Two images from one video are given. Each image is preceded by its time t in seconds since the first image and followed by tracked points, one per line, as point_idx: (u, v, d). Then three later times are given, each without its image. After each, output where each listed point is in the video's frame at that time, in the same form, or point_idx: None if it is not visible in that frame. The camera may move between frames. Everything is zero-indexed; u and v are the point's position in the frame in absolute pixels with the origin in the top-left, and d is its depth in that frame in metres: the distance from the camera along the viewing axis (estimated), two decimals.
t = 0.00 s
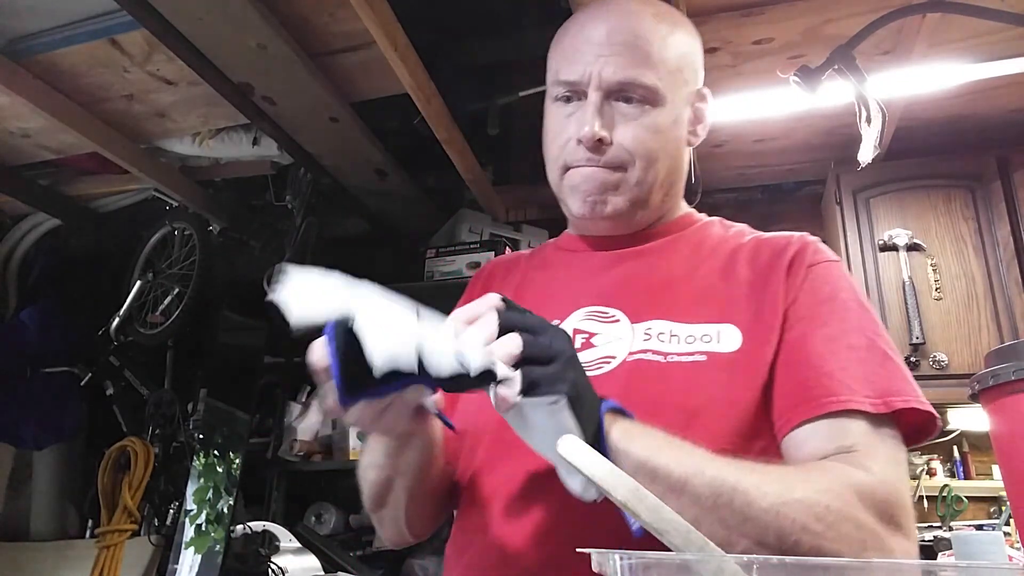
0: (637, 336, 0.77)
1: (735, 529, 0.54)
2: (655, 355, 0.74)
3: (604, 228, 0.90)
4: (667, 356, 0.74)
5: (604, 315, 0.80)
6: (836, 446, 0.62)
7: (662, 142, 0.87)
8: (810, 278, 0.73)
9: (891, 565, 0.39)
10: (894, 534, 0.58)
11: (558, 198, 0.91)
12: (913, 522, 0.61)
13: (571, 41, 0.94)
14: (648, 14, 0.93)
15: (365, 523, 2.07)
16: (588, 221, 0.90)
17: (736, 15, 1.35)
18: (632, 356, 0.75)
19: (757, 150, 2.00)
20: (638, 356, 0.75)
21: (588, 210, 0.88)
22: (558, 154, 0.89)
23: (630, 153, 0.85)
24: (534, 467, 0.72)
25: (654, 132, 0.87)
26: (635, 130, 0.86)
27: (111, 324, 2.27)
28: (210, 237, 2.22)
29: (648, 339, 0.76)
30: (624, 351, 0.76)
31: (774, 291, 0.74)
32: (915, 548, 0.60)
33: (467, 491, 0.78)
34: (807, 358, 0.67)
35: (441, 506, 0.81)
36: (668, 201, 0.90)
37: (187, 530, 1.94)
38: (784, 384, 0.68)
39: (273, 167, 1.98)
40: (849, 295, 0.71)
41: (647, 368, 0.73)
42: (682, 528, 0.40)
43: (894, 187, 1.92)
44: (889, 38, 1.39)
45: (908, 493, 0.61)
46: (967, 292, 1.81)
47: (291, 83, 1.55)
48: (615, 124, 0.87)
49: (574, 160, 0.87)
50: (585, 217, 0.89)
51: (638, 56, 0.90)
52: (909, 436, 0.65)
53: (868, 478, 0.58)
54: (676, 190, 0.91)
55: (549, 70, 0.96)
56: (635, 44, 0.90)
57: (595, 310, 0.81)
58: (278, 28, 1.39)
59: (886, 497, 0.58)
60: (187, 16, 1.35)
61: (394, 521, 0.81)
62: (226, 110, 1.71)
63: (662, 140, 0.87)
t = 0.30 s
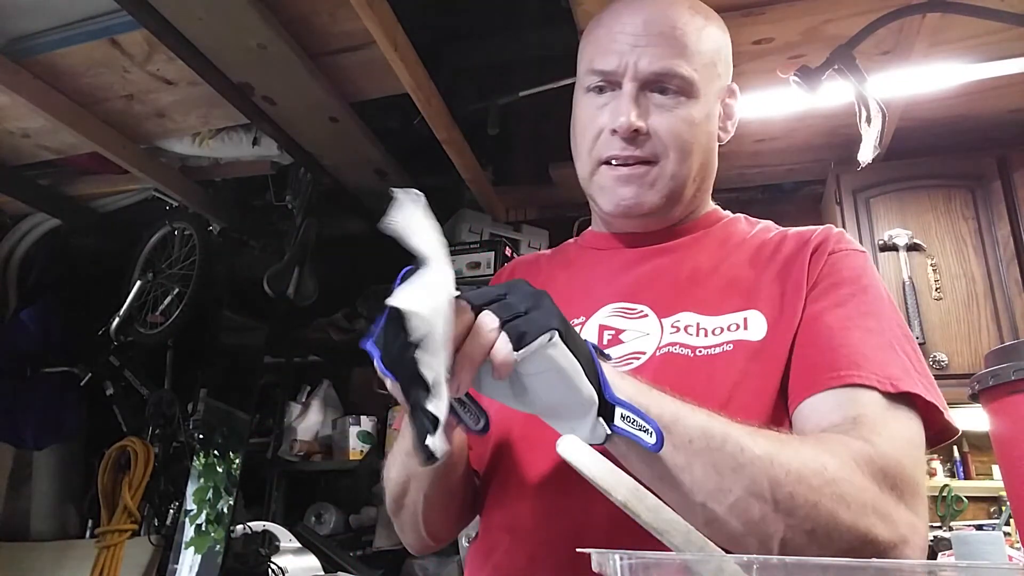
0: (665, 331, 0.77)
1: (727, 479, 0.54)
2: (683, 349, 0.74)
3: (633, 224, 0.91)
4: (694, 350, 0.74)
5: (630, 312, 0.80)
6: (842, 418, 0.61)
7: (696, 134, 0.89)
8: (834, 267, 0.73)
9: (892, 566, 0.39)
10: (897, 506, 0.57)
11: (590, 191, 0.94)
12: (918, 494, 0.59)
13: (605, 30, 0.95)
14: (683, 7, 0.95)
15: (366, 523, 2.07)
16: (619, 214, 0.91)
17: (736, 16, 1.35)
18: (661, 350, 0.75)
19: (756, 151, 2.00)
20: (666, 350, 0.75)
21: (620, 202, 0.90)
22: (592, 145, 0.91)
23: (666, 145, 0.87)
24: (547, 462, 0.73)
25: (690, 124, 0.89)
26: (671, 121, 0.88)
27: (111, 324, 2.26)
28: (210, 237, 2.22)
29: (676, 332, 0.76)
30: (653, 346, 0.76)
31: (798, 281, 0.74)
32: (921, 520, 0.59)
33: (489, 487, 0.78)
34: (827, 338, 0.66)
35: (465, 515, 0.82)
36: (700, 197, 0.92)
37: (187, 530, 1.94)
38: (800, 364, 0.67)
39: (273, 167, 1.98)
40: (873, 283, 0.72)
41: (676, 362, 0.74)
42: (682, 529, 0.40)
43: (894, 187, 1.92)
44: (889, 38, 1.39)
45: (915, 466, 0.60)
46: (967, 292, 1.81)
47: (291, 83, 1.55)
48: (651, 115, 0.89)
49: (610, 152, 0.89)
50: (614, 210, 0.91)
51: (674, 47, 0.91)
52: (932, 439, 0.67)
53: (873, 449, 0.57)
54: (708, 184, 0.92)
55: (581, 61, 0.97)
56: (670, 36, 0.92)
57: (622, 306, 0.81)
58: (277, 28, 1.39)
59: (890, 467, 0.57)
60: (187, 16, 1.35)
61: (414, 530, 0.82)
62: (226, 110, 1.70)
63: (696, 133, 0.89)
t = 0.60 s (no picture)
0: (667, 324, 0.77)
1: (742, 459, 0.54)
2: (686, 339, 0.74)
3: (641, 230, 0.91)
4: (697, 340, 0.74)
5: (632, 309, 0.80)
6: (843, 389, 0.61)
7: (701, 144, 0.93)
8: (825, 255, 0.74)
9: (892, 567, 0.40)
10: (906, 470, 0.57)
11: (600, 201, 0.95)
12: (927, 460, 0.59)
13: (610, 44, 0.99)
14: (680, 25, 1.00)
15: (366, 523, 2.07)
16: (630, 223, 0.91)
17: (736, 15, 1.35)
18: (665, 343, 0.75)
19: (757, 151, 1.99)
20: (669, 343, 0.75)
21: (632, 207, 0.90)
22: (606, 156, 0.93)
23: (677, 152, 0.91)
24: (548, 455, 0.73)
25: (696, 132, 0.93)
26: (681, 130, 0.92)
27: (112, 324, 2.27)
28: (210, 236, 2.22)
29: (678, 324, 0.76)
30: (657, 340, 0.76)
31: (791, 268, 0.74)
32: (933, 482, 0.59)
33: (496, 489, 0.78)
34: (822, 318, 0.67)
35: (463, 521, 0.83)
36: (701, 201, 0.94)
37: (187, 529, 1.97)
38: (799, 346, 0.67)
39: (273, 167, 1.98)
40: (865, 267, 0.73)
41: (679, 353, 0.73)
42: (681, 528, 0.40)
43: (894, 187, 1.92)
44: (889, 38, 1.39)
45: (919, 434, 0.60)
46: (967, 292, 1.81)
47: (292, 83, 1.55)
48: (663, 125, 0.92)
49: (627, 161, 0.91)
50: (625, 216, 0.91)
51: (678, 61, 0.96)
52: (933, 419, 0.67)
53: (875, 419, 0.57)
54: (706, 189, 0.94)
55: (586, 76, 1.01)
56: (671, 52, 0.97)
57: (623, 305, 0.81)
58: (277, 28, 1.39)
59: (891, 432, 0.57)
60: (187, 16, 1.35)
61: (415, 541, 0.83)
62: (226, 110, 1.70)
63: (701, 141, 0.93)
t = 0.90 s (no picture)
0: (655, 322, 0.77)
1: (711, 458, 0.54)
2: (674, 335, 0.74)
3: (625, 233, 0.92)
4: (684, 335, 0.74)
5: (622, 312, 0.80)
6: (820, 375, 0.61)
7: (681, 149, 0.94)
8: (804, 249, 0.74)
9: (893, 567, 0.40)
10: (880, 451, 0.56)
11: (585, 205, 0.94)
12: (903, 443, 0.59)
13: (592, 54, 1.01)
14: (660, 37, 1.02)
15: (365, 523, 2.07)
16: (613, 224, 0.91)
17: (736, 15, 1.35)
18: (654, 340, 0.75)
19: (757, 151, 1.99)
20: (659, 339, 0.75)
21: (614, 208, 0.90)
22: (588, 157, 0.94)
23: (657, 156, 0.91)
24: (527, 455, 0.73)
25: (676, 137, 0.94)
26: (661, 134, 0.93)
27: (112, 324, 2.27)
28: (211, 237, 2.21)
29: (665, 320, 0.76)
30: (646, 338, 0.76)
31: (771, 263, 0.74)
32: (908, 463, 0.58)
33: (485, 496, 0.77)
34: (802, 309, 0.67)
35: (459, 530, 0.79)
36: (682, 206, 0.94)
37: (187, 530, 1.93)
38: (779, 336, 0.68)
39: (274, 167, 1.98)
40: (840, 259, 0.73)
41: (667, 348, 0.73)
42: (682, 528, 0.41)
43: (894, 187, 1.92)
44: (889, 37, 1.39)
45: (894, 417, 0.60)
46: (967, 292, 1.81)
47: (291, 83, 1.55)
48: (643, 129, 0.93)
49: (607, 163, 0.92)
50: (606, 218, 0.92)
51: (658, 70, 0.98)
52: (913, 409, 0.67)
53: (852, 409, 0.57)
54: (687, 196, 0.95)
55: (568, 84, 1.02)
56: (653, 62, 0.98)
57: (613, 308, 0.81)
58: (277, 28, 1.39)
59: (867, 419, 0.57)
60: (187, 15, 1.35)
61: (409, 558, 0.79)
62: (226, 110, 1.70)
63: (681, 146, 0.94)
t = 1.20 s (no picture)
0: (642, 317, 0.76)
1: (689, 429, 0.54)
2: (660, 330, 0.73)
3: (611, 234, 0.92)
4: (670, 330, 0.73)
5: (609, 310, 0.79)
6: (798, 363, 0.62)
7: (667, 153, 0.94)
8: (786, 247, 0.74)
9: (893, 567, 0.39)
10: (853, 427, 0.57)
11: (569, 205, 0.95)
12: (875, 421, 0.59)
13: (581, 56, 1.00)
14: (647, 41, 1.02)
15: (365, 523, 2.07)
16: (596, 225, 0.92)
17: (736, 16, 1.35)
18: (642, 335, 0.74)
19: (757, 151, 1.99)
20: (646, 334, 0.74)
21: (601, 211, 0.90)
22: (574, 159, 0.94)
23: (643, 159, 0.91)
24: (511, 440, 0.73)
25: (663, 141, 0.93)
26: (647, 137, 0.92)
27: (112, 323, 2.29)
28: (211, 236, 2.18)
29: (651, 315, 0.75)
30: (634, 334, 0.75)
31: (755, 261, 0.75)
32: (880, 439, 0.58)
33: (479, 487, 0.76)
34: (785, 302, 0.67)
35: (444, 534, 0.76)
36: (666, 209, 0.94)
37: (187, 530, 1.96)
38: (763, 333, 0.67)
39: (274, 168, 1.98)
40: (822, 260, 0.73)
41: (654, 345, 0.72)
42: (682, 529, 0.41)
43: (894, 187, 1.92)
44: (889, 38, 1.39)
45: (869, 402, 0.60)
46: (967, 292, 1.81)
47: (291, 83, 1.55)
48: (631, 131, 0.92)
49: (592, 165, 0.92)
50: (590, 221, 0.92)
51: (646, 72, 0.97)
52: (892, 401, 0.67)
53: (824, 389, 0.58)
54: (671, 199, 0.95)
55: (557, 86, 1.01)
56: (641, 65, 0.97)
57: (601, 306, 0.80)
58: (278, 28, 1.39)
59: (841, 399, 0.58)
60: (187, 16, 1.35)
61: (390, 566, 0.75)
62: (226, 110, 1.70)
63: (667, 150, 0.94)
